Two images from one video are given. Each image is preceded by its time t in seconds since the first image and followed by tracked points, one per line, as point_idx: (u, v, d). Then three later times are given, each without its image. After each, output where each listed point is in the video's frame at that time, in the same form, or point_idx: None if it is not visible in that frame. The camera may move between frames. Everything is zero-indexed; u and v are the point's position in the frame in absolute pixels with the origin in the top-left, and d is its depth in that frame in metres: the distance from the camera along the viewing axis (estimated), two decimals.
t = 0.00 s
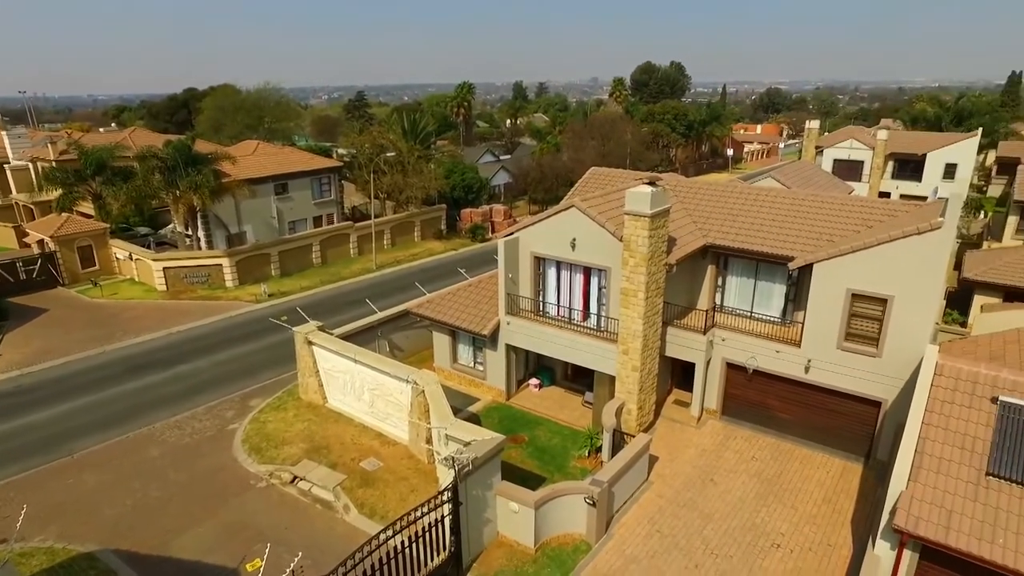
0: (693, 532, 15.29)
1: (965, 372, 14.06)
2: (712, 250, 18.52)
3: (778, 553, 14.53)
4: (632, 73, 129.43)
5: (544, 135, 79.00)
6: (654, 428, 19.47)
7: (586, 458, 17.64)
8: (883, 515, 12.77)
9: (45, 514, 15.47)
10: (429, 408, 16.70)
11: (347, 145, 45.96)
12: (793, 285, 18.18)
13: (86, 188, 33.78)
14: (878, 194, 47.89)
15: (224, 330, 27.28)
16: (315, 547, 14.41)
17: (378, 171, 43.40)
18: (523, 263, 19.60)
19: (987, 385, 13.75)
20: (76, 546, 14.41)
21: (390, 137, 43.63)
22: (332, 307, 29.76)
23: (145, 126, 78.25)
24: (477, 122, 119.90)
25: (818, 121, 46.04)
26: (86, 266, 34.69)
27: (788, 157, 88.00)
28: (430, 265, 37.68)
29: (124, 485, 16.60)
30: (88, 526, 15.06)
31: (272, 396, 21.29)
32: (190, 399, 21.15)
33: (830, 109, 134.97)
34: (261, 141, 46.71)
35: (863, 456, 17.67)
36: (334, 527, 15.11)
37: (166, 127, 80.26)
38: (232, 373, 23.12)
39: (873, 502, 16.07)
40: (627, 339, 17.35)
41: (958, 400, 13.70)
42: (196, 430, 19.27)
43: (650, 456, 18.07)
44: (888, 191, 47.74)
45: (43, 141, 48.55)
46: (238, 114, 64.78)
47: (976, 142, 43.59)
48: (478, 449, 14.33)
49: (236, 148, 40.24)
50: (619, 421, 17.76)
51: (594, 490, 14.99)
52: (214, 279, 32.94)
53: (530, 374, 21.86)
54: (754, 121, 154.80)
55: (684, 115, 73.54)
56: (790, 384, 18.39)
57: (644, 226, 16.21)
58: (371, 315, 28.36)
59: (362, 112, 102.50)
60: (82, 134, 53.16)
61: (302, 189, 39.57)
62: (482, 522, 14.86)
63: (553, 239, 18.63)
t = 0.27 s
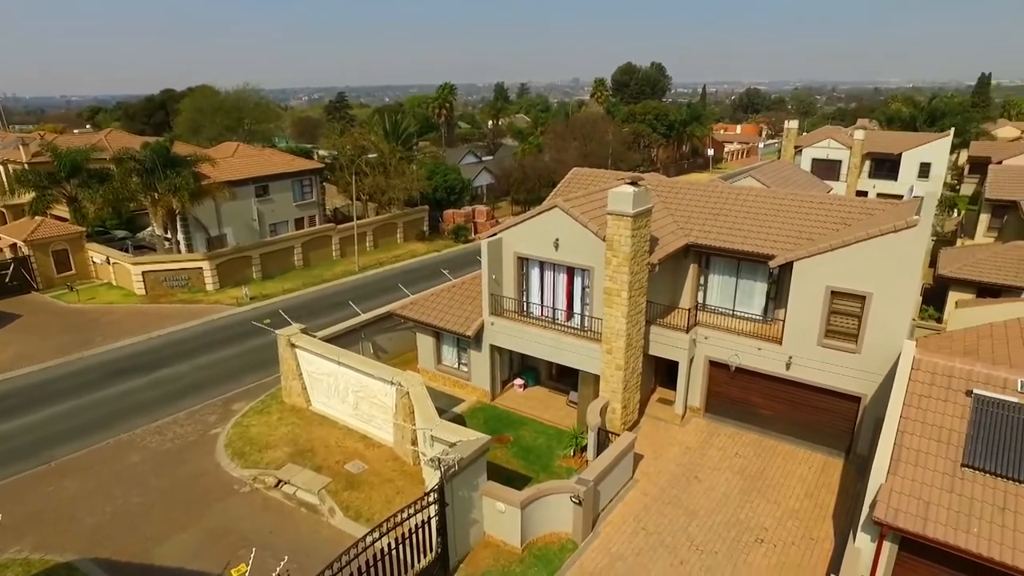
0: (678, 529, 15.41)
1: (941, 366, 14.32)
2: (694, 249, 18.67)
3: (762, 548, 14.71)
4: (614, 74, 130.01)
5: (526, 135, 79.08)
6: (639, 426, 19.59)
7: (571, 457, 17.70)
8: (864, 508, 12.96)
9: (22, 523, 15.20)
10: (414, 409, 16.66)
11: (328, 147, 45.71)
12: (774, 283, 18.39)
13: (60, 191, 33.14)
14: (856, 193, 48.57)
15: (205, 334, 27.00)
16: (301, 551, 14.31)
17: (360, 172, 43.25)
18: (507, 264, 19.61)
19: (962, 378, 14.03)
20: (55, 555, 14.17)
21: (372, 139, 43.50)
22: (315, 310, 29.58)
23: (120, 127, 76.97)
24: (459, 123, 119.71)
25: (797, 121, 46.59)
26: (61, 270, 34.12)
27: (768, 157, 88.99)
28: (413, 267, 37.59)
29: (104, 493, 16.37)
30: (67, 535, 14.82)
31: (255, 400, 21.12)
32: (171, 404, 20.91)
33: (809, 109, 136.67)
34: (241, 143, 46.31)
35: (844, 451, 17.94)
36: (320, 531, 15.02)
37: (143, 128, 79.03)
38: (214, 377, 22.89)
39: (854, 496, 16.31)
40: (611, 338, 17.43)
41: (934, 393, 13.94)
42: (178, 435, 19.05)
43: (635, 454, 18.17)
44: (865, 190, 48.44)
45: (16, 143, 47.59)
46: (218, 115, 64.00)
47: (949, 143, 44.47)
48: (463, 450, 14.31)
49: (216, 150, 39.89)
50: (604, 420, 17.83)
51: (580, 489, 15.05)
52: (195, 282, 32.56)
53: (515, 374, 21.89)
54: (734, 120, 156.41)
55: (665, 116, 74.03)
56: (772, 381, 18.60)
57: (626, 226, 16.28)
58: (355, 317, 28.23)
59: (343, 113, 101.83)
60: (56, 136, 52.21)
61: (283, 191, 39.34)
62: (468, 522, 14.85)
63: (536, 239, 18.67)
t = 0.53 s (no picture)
0: (663, 526, 15.54)
1: (917, 361, 14.58)
2: (676, 247, 18.82)
3: (745, 543, 14.87)
4: (594, 74, 130.49)
5: (508, 135, 79.15)
6: (623, 424, 19.70)
7: (556, 457, 17.77)
8: (844, 501, 13.15)
9: None
10: (398, 411, 16.61)
11: (308, 148, 45.45)
12: (754, 281, 18.59)
13: (32, 193, 31.88)
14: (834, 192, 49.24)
15: (186, 338, 26.71)
16: (285, 555, 14.22)
17: (341, 174, 43.09)
18: (489, 265, 19.63)
19: (938, 372, 14.29)
20: (33, 565, 13.93)
21: (352, 140, 43.41)
22: (297, 312, 29.39)
23: (94, 130, 75.63)
24: (441, 124, 119.47)
25: (774, 121, 47.15)
26: (34, 275, 33.54)
27: (747, 156, 89.96)
28: (396, 268, 37.48)
29: (83, 501, 16.13)
30: (45, 544, 14.58)
31: (236, 405, 20.94)
32: (151, 410, 20.65)
33: (787, 109, 138.34)
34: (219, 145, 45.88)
35: (825, 446, 18.20)
36: (304, 535, 14.94)
37: (118, 130, 77.73)
38: (194, 382, 22.65)
39: (834, 490, 16.57)
40: (594, 337, 17.50)
41: (911, 387, 14.18)
42: (158, 441, 18.83)
43: (620, 452, 18.28)
44: (842, 188, 49.11)
45: None
46: (195, 117, 63.18)
47: (921, 142, 45.27)
48: (448, 451, 14.31)
49: (194, 152, 39.48)
50: (588, 419, 17.91)
51: (565, 488, 15.11)
52: (173, 286, 32.19)
53: (499, 374, 21.92)
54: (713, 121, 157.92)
55: (645, 116, 74.52)
56: (753, 377, 18.81)
57: (609, 225, 16.35)
58: (337, 319, 28.09)
59: (323, 115, 101.08)
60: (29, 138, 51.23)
61: (263, 193, 39.11)
62: (454, 523, 14.86)
63: (518, 239, 18.70)
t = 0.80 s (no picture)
0: (648, 524, 15.65)
1: (895, 356, 14.82)
2: (658, 247, 18.96)
3: (730, 539, 15.02)
4: (575, 75, 130.88)
5: (489, 136, 79.19)
6: (608, 423, 19.80)
7: (541, 456, 17.81)
8: (825, 495, 13.32)
9: None
10: (382, 413, 16.54)
11: (289, 150, 45.16)
12: (736, 280, 18.77)
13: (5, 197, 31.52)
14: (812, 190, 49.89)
15: (166, 343, 26.39)
16: (270, 560, 14.12)
17: (322, 176, 42.90)
18: (473, 265, 19.62)
19: (915, 366, 14.54)
20: None
21: (333, 142, 43.32)
22: (280, 315, 29.18)
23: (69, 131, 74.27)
24: (423, 125, 119.16)
25: (754, 122, 47.59)
26: (8, 280, 32.97)
27: (727, 156, 90.90)
28: (380, 270, 37.36)
29: (62, 509, 15.88)
30: (23, 554, 14.33)
31: (218, 409, 20.74)
32: (130, 416, 20.38)
33: (766, 108, 140.00)
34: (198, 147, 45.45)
35: (806, 442, 18.44)
36: (289, 539, 14.84)
37: (93, 132, 76.38)
38: (174, 387, 22.40)
39: (816, 485, 16.80)
40: (578, 337, 17.56)
41: (889, 382, 14.41)
42: (138, 447, 18.60)
43: (605, 451, 18.37)
44: (821, 187, 49.70)
45: None
46: (173, 118, 62.34)
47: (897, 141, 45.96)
48: (434, 452, 14.28)
49: (172, 154, 39.07)
50: (573, 418, 17.97)
51: (551, 487, 15.15)
52: (152, 290, 31.78)
53: (483, 375, 21.93)
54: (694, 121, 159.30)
55: (626, 116, 74.97)
56: (735, 375, 19.00)
57: (591, 225, 16.41)
58: (320, 322, 27.93)
59: (304, 117, 100.21)
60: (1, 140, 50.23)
61: (243, 196, 38.87)
62: (440, 524, 14.84)
63: (501, 240, 18.72)
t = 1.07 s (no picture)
0: (633, 522, 15.75)
1: (873, 351, 15.04)
2: (640, 246, 19.08)
3: (714, 535, 15.17)
4: (556, 75, 131.16)
5: (471, 137, 79.22)
6: (592, 422, 19.89)
7: (526, 456, 17.84)
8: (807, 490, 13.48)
9: None
10: (366, 415, 16.47)
11: (269, 151, 44.83)
12: (717, 278, 18.95)
13: None
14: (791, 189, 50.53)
15: (146, 347, 26.06)
16: (254, 565, 14.00)
17: (303, 177, 42.68)
18: (456, 266, 19.61)
19: (893, 362, 14.75)
20: None
21: (314, 143, 43.17)
22: (262, 318, 28.94)
23: (41, 132, 72.76)
24: (404, 126, 118.77)
25: (733, 122, 46.20)
26: None
27: (707, 156, 91.79)
28: (363, 271, 37.20)
29: (39, 518, 15.62)
30: None
31: (199, 414, 20.53)
32: (109, 422, 20.09)
33: (746, 108, 141.62)
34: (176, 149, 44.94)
35: (788, 438, 18.66)
36: (273, 543, 14.73)
37: (67, 133, 74.99)
38: (154, 392, 22.13)
39: (798, 480, 17.02)
40: (561, 337, 17.62)
41: (868, 377, 14.60)
42: (117, 454, 18.35)
43: (590, 450, 18.44)
44: (800, 186, 50.29)
45: None
46: (150, 119, 61.43)
47: (873, 140, 46.71)
48: (418, 453, 14.24)
49: (149, 156, 38.58)
50: (557, 418, 18.02)
51: (536, 487, 15.18)
52: (131, 294, 31.35)
53: (467, 376, 21.93)
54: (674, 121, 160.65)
55: (607, 116, 75.37)
56: (718, 372, 19.18)
57: (574, 225, 16.47)
58: (303, 324, 27.76)
59: (284, 117, 99.37)
60: None
61: (222, 198, 38.56)
62: (426, 526, 14.80)
63: (484, 240, 18.73)
